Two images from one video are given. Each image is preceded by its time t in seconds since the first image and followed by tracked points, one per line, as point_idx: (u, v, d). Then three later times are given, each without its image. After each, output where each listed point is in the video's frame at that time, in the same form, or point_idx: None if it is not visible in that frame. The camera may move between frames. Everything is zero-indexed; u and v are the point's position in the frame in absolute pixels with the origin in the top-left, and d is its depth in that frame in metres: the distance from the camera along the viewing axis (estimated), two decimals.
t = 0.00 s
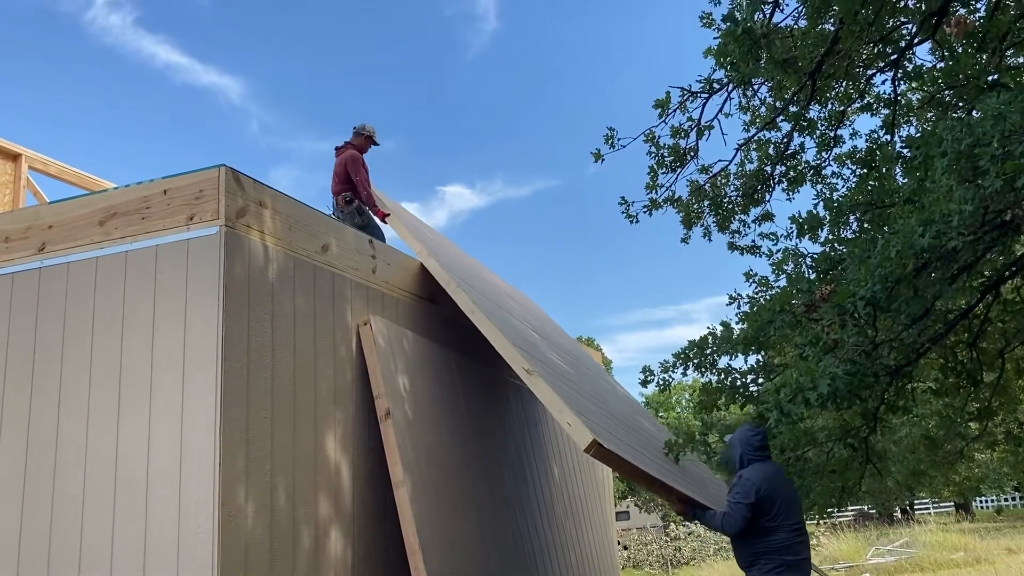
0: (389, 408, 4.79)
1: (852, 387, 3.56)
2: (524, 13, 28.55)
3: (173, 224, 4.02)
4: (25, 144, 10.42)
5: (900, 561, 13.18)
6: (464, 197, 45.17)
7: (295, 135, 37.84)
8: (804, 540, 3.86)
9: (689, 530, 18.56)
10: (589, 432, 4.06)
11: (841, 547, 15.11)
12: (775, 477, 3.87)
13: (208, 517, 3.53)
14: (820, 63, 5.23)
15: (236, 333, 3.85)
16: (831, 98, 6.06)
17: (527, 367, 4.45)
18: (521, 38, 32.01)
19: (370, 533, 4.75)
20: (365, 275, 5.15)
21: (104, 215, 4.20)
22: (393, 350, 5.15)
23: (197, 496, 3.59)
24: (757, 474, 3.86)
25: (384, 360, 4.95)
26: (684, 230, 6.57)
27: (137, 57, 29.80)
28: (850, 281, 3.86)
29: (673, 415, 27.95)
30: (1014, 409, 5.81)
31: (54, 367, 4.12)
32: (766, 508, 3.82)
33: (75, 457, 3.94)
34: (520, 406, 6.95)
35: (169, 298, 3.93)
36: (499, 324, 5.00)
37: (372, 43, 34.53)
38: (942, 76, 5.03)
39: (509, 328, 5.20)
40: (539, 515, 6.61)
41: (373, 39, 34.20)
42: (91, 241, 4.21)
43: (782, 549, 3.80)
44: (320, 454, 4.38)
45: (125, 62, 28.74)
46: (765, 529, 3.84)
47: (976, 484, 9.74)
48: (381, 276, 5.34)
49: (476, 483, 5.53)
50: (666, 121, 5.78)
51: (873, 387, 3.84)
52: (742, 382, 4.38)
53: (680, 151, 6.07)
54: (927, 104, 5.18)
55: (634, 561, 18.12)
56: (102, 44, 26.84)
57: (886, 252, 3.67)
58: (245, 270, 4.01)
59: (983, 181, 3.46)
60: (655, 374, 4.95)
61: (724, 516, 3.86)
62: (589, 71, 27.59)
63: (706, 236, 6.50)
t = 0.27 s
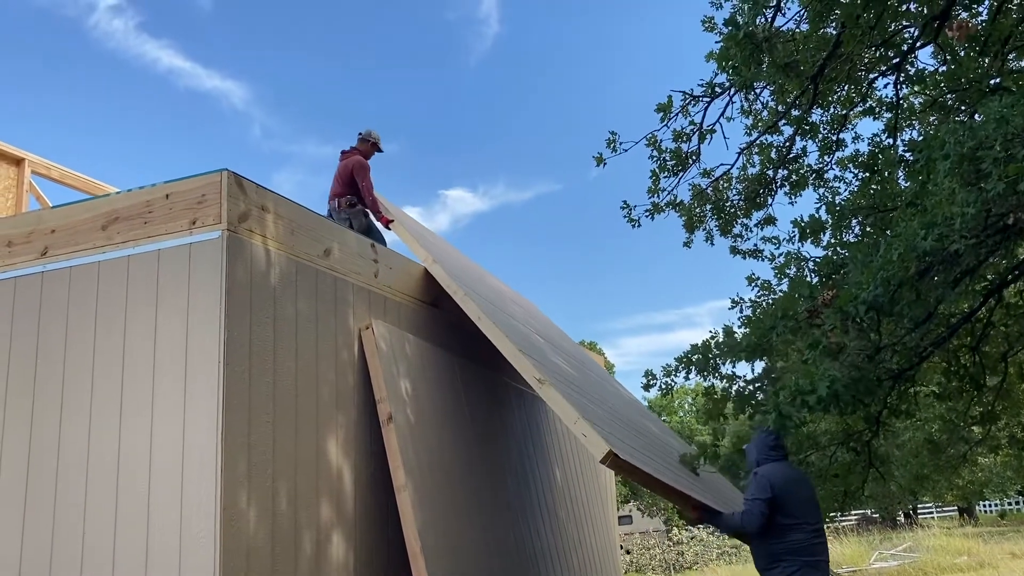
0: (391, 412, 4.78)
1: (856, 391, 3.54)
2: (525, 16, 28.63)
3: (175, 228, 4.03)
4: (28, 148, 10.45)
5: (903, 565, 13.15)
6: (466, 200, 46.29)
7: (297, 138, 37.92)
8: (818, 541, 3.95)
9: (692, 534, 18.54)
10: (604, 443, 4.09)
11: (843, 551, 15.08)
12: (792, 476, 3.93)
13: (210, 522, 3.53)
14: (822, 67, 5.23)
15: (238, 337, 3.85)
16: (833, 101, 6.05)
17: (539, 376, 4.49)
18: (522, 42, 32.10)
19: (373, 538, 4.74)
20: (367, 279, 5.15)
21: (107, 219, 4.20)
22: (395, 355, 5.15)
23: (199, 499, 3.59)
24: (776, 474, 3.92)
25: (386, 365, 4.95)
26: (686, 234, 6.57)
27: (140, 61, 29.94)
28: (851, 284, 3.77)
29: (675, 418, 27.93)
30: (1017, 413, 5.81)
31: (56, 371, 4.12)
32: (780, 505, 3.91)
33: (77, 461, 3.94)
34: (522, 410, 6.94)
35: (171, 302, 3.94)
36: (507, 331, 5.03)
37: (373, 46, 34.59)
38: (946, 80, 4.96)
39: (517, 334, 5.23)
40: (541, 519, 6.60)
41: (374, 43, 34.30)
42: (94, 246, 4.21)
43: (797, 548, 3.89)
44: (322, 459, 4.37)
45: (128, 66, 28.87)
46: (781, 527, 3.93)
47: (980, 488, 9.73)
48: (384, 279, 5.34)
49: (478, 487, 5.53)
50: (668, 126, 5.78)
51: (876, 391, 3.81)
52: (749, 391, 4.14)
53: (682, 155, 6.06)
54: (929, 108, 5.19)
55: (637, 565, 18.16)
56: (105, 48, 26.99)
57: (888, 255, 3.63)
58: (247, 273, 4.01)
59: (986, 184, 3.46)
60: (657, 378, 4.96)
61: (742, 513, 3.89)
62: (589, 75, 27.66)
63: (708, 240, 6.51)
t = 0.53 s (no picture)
0: (392, 415, 4.78)
1: (858, 396, 3.54)
2: (526, 19, 28.67)
3: (176, 231, 4.03)
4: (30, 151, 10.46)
5: (905, 568, 13.12)
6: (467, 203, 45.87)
7: (297, 141, 37.93)
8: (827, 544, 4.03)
9: (693, 537, 18.51)
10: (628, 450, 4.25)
11: (845, 554, 15.05)
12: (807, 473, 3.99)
13: (210, 524, 3.53)
14: (823, 70, 5.24)
15: (239, 340, 3.85)
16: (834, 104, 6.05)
17: (556, 385, 4.57)
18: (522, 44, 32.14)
19: (374, 541, 4.73)
20: (368, 282, 5.15)
21: (108, 223, 4.20)
22: (398, 358, 5.14)
23: (200, 502, 3.59)
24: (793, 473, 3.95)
25: (388, 368, 4.94)
26: (688, 237, 6.57)
27: (141, 64, 29.99)
28: (853, 289, 3.82)
29: (676, 422, 27.89)
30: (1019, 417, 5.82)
31: (57, 375, 4.12)
32: (794, 503, 3.98)
33: (78, 464, 3.94)
34: (523, 413, 6.93)
35: (172, 305, 3.94)
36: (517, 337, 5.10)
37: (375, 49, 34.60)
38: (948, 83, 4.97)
39: (526, 340, 5.30)
40: (542, 521, 6.60)
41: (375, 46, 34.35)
42: (95, 249, 4.21)
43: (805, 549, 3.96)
44: (323, 462, 4.37)
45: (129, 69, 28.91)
46: (792, 525, 4.00)
47: (982, 492, 9.70)
48: (385, 283, 5.34)
49: (479, 490, 5.53)
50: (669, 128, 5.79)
51: (878, 396, 3.75)
52: (749, 394, 4.07)
53: (683, 158, 6.06)
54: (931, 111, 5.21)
55: (638, 568, 17.86)
56: (106, 51, 27.04)
57: (889, 259, 3.67)
58: (248, 276, 4.02)
59: (987, 188, 3.45)
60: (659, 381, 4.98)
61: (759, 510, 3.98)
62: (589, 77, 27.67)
63: (710, 243, 6.52)
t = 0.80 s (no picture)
0: (392, 417, 4.78)
1: (858, 397, 3.54)
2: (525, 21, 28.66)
3: (176, 233, 4.03)
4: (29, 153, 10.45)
5: (905, 570, 13.10)
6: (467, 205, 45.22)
7: (297, 143, 37.91)
8: (835, 548, 4.03)
9: (693, 539, 18.48)
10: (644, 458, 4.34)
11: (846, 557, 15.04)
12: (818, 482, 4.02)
13: (210, 525, 3.53)
14: (823, 73, 5.25)
15: (239, 342, 3.85)
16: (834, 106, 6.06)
17: (567, 392, 4.66)
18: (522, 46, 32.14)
19: (373, 543, 4.73)
20: (368, 284, 5.15)
21: (108, 225, 4.20)
22: (397, 360, 5.14)
23: (200, 504, 3.58)
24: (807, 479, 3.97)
25: (387, 370, 4.94)
26: (687, 239, 6.58)
27: (141, 65, 29.98)
28: (853, 294, 3.86)
29: (676, 424, 27.85)
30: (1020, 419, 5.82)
31: (57, 377, 4.12)
32: (806, 508, 3.98)
33: (77, 466, 3.93)
34: (523, 414, 6.93)
35: (171, 306, 3.94)
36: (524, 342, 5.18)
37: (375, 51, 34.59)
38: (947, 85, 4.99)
39: (531, 344, 5.39)
40: (542, 523, 6.60)
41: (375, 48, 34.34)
42: (95, 250, 4.21)
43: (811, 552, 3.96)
44: (323, 464, 4.37)
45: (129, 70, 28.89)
46: (802, 529, 4.00)
47: (982, 494, 9.68)
48: (385, 285, 5.34)
49: (479, 491, 5.54)
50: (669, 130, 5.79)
51: (878, 399, 3.74)
52: (748, 395, 4.10)
53: (682, 160, 6.06)
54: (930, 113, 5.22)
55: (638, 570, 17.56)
56: (106, 52, 27.03)
57: (889, 264, 3.67)
58: (248, 278, 4.02)
59: (986, 191, 3.45)
60: (659, 383, 4.96)
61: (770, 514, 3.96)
62: (588, 79, 27.65)
63: (709, 245, 6.52)
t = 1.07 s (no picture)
0: (390, 418, 4.78)
1: (855, 397, 3.54)
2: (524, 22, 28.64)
3: (174, 234, 4.03)
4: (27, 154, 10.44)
5: (903, 571, 13.12)
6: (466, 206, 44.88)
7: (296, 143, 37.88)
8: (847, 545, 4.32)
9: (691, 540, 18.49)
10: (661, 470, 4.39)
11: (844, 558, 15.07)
12: (830, 485, 4.26)
13: (208, 526, 3.53)
14: (821, 74, 5.25)
15: (237, 343, 3.85)
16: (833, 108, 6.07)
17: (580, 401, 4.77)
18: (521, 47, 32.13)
19: (372, 544, 4.73)
20: (366, 284, 5.15)
21: (106, 225, 4.20)
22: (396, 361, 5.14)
23: (198, 506, 3.58)
24: (815, 484, 4.23)
25: (386, 370, 4.94)
26: (686, 240, 6.60)
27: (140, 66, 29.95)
28: (850, 290, 3.87)
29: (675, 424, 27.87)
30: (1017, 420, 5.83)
31: (56, 377, 4.11)
32: (816, 511, 4.27)
33: (75, 466, 3.93)
34: (521, 415, 6.93)
35: (170, 307, 3.93)
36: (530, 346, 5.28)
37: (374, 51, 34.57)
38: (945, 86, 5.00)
39: (537, 348, 5.50)
40: (541, 523, 6.61)
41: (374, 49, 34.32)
42: (94, 251, 4.21)
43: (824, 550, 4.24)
44: (321, 465, 4.37)
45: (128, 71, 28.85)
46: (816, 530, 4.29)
47: (980, 495, 9.70)
48: (383, 285, 5.34)
49: (478, 492, 5.54)
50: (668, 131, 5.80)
51: (875, 399, 3.73)
52: (746, 396, 4.11)
53: (681, 161, 6.06)
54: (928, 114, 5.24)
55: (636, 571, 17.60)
56: (105, 53, 26.99)
57: (886, 259, 3.66)
58: (247, 278, 4.02)
59: (983, 191, 3.46)
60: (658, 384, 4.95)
61: (783, 518, 4.24)
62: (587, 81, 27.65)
63: (708, 246, 6.52)
